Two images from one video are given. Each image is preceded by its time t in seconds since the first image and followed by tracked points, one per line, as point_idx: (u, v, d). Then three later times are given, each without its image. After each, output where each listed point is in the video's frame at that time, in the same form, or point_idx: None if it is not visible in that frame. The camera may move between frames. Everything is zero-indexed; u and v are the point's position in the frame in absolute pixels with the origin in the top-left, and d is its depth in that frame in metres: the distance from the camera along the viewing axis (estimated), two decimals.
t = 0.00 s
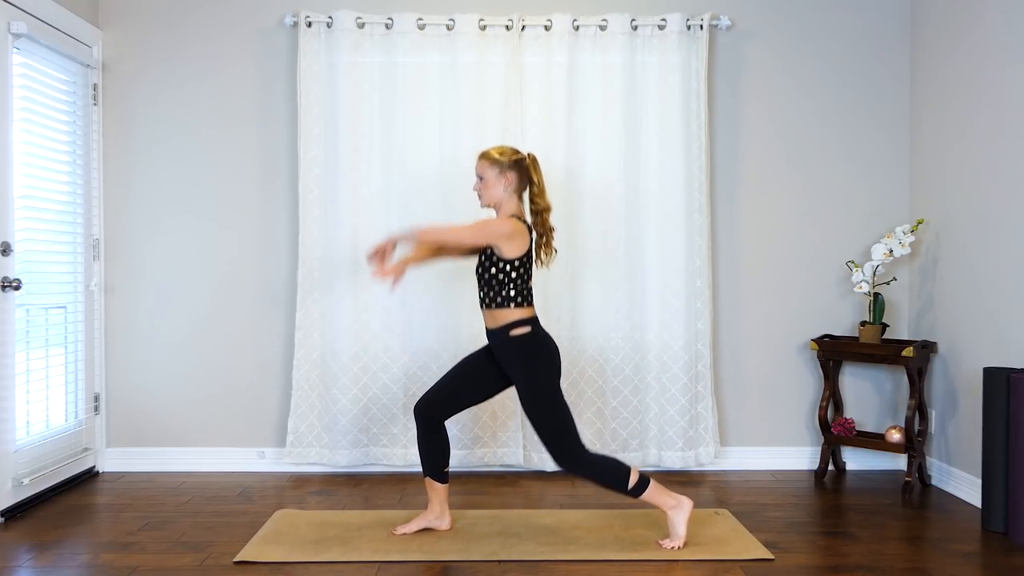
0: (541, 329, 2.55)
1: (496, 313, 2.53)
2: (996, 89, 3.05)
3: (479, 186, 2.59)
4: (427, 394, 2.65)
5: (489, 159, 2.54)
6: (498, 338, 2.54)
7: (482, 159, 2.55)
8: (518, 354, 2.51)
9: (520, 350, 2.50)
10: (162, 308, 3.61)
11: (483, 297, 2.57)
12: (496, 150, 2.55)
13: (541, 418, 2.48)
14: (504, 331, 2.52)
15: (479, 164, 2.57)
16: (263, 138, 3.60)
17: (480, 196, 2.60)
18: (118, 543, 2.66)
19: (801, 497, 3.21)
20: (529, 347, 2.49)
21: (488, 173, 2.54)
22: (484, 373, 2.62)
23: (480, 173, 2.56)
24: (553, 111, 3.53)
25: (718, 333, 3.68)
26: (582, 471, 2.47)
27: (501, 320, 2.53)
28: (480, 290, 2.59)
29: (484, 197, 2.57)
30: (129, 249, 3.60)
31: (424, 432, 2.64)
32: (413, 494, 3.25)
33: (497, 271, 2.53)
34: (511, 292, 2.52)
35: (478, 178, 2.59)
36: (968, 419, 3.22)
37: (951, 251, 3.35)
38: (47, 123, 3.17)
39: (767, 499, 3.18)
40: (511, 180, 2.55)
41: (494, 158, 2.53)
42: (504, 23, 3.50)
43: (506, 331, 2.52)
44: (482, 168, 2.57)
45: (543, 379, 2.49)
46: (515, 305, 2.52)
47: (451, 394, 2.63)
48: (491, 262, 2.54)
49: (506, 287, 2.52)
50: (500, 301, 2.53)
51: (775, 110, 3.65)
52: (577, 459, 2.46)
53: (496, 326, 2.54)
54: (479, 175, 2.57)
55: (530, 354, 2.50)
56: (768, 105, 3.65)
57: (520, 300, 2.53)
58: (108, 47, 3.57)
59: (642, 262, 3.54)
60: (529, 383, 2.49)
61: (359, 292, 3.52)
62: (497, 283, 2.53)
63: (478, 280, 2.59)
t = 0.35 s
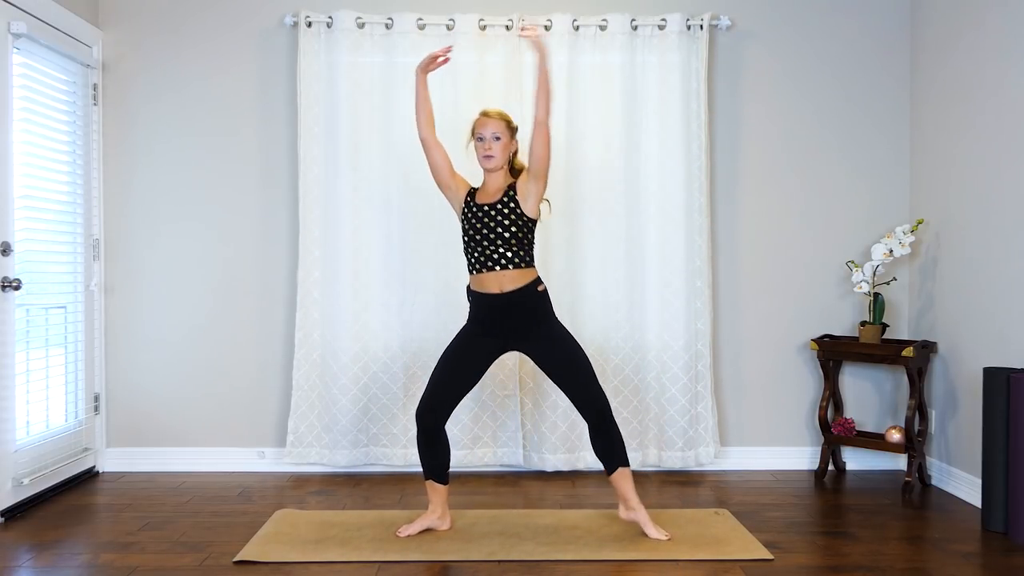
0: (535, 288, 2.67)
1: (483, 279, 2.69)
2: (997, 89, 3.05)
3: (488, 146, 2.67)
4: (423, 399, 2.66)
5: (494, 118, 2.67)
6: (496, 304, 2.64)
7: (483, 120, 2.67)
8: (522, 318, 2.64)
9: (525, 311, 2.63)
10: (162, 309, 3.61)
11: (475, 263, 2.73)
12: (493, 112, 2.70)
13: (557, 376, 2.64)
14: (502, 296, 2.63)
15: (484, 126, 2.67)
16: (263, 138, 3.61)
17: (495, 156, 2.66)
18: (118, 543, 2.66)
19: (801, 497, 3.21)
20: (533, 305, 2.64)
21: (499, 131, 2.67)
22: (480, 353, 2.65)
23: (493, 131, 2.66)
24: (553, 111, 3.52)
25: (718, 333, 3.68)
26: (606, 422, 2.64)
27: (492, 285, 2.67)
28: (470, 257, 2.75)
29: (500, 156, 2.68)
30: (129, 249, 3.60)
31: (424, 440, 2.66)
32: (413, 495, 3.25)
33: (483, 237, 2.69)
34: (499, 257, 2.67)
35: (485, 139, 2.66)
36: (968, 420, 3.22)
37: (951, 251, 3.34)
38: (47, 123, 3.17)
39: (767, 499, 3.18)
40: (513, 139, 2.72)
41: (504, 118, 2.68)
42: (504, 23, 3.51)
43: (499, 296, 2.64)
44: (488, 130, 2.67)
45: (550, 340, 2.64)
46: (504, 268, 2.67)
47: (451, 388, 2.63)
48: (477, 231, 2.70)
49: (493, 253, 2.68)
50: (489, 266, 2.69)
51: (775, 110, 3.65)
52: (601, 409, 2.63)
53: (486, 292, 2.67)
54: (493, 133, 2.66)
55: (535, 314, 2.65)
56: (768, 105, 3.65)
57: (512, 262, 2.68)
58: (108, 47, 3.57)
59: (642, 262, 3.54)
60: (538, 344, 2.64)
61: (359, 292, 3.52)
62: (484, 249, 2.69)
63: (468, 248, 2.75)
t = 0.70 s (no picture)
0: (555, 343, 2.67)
1: (505, 331, 2.67)
2: (996, 90, 3.05)
3: (524, 195, 2.70)
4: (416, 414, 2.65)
5: (528, 166, 2.72)
6: (517, 353, 2.64)
7: (517, 168, 2.72)
8: (539, 365, 2.66)
9: (543, 361, 2.65)
10: (162, 309, 3.61)
11: (496, 313, 2.72)
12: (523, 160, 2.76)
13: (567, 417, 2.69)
14: (525, 347, 2.63)
15: (519, 175, 2.71)
16: (264, 138, 3.61)
17: (530, 206, 2.70)
18: (118, 543, 2.66)
19: (801, 497, 3.21)
20: (552, 358, 2.66)
21: (533, 180, 2.72)
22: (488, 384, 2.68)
23: (528, 179, 2.70)
24: (553, 112, 3.52)
25: (718, 333, 3.68)
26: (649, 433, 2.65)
27: (515, 337, 2.66)
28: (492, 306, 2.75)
29: (536, 204, 2.72)
30: (128, 249, 3.60)
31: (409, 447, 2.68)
32: (414, 495, 3.25)
33: (506, 291, 2.70)
34: (521, 310, 2.67)
35: (521, 188, 2.70)
36: (968, 420, 3.22)
37: (951, 251, 3.35)
38: (47, 123, 3.17)
39: (767, 499, 3.18)
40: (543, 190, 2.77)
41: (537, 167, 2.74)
42: (504, 23, 3.51)
43: (520, 347, 2.63)
44: (523, 178, 2.71)
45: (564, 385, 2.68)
46: (526, 324, 2.66)
47: (448, 411, 2.66)
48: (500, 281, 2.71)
49: (516, 305, 2.68)
50: (510, 318, 2.68)
51: (775, 110, 3.65)
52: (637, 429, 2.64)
53: (507, 342, 2.65)
54: (528, 182, 2.71)
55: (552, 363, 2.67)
56: (768, 105, 3.65)
57: (533, 318, 2.67)
58: (108, 47, 3.57)
59: (642, 262, 3.54)
60: (555, 385, 2.68)
61: (359, 293, 3.52)
62: (507, 299, 2.69)
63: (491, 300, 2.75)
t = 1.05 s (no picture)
0: (602, 299, 2.65)
1: (556, 280, 2.63)
2: (997, 90, 3.05)
3: (572, 150, 2.68)
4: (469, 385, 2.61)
5: (574, 123, 2.69)
6: (564, 306, 2.60)
7: (562, 125, 2.70)
8: (583, 328, 2.61)
9: (585, 325, 2.60)
10: (162, 309, 3.62)
11: (544, 264, 2.68)
12: (567, 118, 2.73)
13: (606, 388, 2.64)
14: (575, 298, 2.60)
15: (566, 129, 2.68)
16: (264, 138, 3.61)
17: (579, 159, 2.68)
18: (118, 543, 2.66)
19: (801, 497, 3.21)
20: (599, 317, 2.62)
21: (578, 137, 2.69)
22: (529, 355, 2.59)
23: (576, 135, 2.68)
24: (553, 112, 3.52)
25: (719, 333, 3.68)
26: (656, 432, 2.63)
27: (564, 287, 2.62)
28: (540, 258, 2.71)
29: (584, 159, 2.69)
30: (128, 249, 3.60)
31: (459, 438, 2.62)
32: (414, 495, 3.25)
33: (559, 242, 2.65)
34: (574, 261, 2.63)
35: (568, 144, 2.67)
36: (968, 420, 3.22)
37: (951, 251, 3.34)
38: (46, 123, 3.17)
39: (767, 499, 3.18)
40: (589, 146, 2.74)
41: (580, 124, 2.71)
42: (504, 23, 3.51)
43: (571, 298, 2.60)
44: (569, 133, 2.68)
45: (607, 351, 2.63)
46: (579, 274, 2.63)
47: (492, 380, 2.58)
48: (551, 234, 2.67)
49: (569, 255, 2.64)
50: (562, 269, 2.64)
51: (775, 111, 3.65)
52: (649, 426, 2.62)
53: (557, 292, 2.62)
54: (575, 136, 2.68)
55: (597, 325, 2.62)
56: (768, 105, 3.65)
57: (587, 268, 2.64)
58: (108, 47, 3.57)
59: (643, 261, 3.54)
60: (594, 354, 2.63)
61: (360, 292, 3.52)
62: (559, 251, 2.65)
63: (540, 252, 2.71)
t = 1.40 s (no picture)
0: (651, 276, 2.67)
1: (604, 259, 2.63)
2: (997, 90, 3.05)
3: (613, 123, 2.66)
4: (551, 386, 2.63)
5: (614, 96, 2.67)
6: (616, 284, 2.62)
7: (603, 99, 2.68)
8: (631, 302, 2.63)
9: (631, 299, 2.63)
10: (162, 309, 3.62)
11: (592, 243, 2.67)
12: (606, 92, 2.71)
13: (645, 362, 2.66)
14: (625, 278, 2.62)
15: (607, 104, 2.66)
16: (264, 138, 3.61)
17: (620, 133, 2.66)
18: (118, 543, 2.66)
19: (801, 497, 3.21)
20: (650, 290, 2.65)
21: (621, 111, 2.67)
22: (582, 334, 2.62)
23: (617, 108, 2.66)
24: (553, 112, 3.52)
25: (719, 333, 3.68)
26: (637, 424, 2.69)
27: (615, 266, 2.62)
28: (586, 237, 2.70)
29: (625, 131, 2.67)
30: (128, 249, 3.60)
31: (551, 436, 2.65)
32: (414, 495, 3.25)
33: (606, 222, 2.63)
34: (622, 240, 2.62)
35: (610, 117, 2.66)
36: (968, 420, 3.22)
37: (951, 252, 3.34)
38: (47, 123, 3.17)
39: (767, 499, 3.18)
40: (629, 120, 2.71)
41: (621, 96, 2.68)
42: (504, 23, 3.51)
43: (621, 278, 2.61)
44: (610, 108, 2.66)
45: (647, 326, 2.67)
46: (627, 252, 2.63)
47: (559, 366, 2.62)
48: (596, 212, 2.64)
49: (616, 234, 2.62)
50: (610, 247, 2.63)
51: (776, 111, 3.65)
52: (637, 414, 2.68)
53: (606, 270, 2.62)
54: (615, 110, 2.66)
55: (645, 297, 2.65)
56: (768, 105, 3.65)
57: (635, 246, 2.63)
58: (108, 47, 3.57)
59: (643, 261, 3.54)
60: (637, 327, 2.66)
61: (360, 292, 3.52)
62: (606, 231, 2.63)
63: (586, 231, 2.69)
